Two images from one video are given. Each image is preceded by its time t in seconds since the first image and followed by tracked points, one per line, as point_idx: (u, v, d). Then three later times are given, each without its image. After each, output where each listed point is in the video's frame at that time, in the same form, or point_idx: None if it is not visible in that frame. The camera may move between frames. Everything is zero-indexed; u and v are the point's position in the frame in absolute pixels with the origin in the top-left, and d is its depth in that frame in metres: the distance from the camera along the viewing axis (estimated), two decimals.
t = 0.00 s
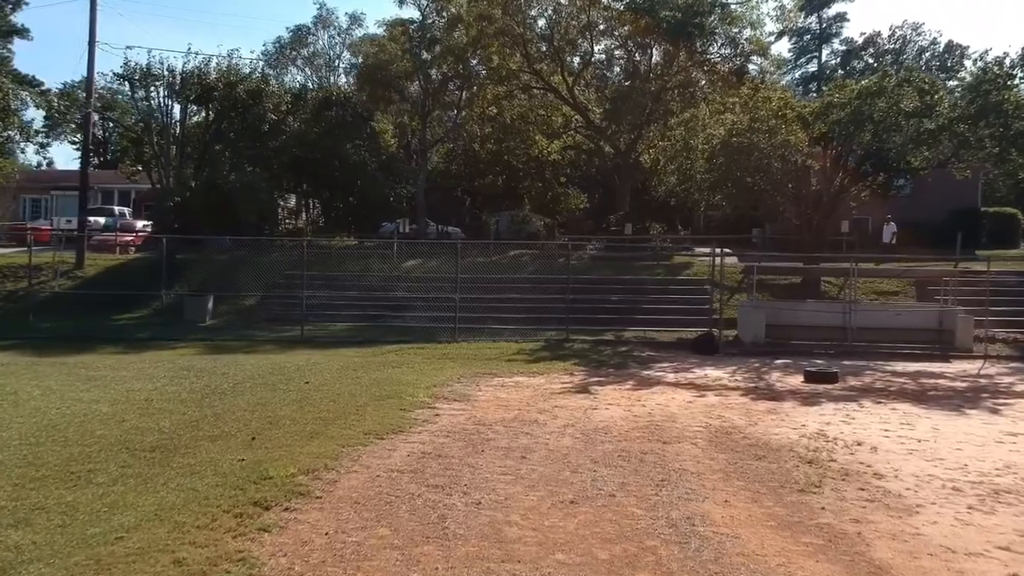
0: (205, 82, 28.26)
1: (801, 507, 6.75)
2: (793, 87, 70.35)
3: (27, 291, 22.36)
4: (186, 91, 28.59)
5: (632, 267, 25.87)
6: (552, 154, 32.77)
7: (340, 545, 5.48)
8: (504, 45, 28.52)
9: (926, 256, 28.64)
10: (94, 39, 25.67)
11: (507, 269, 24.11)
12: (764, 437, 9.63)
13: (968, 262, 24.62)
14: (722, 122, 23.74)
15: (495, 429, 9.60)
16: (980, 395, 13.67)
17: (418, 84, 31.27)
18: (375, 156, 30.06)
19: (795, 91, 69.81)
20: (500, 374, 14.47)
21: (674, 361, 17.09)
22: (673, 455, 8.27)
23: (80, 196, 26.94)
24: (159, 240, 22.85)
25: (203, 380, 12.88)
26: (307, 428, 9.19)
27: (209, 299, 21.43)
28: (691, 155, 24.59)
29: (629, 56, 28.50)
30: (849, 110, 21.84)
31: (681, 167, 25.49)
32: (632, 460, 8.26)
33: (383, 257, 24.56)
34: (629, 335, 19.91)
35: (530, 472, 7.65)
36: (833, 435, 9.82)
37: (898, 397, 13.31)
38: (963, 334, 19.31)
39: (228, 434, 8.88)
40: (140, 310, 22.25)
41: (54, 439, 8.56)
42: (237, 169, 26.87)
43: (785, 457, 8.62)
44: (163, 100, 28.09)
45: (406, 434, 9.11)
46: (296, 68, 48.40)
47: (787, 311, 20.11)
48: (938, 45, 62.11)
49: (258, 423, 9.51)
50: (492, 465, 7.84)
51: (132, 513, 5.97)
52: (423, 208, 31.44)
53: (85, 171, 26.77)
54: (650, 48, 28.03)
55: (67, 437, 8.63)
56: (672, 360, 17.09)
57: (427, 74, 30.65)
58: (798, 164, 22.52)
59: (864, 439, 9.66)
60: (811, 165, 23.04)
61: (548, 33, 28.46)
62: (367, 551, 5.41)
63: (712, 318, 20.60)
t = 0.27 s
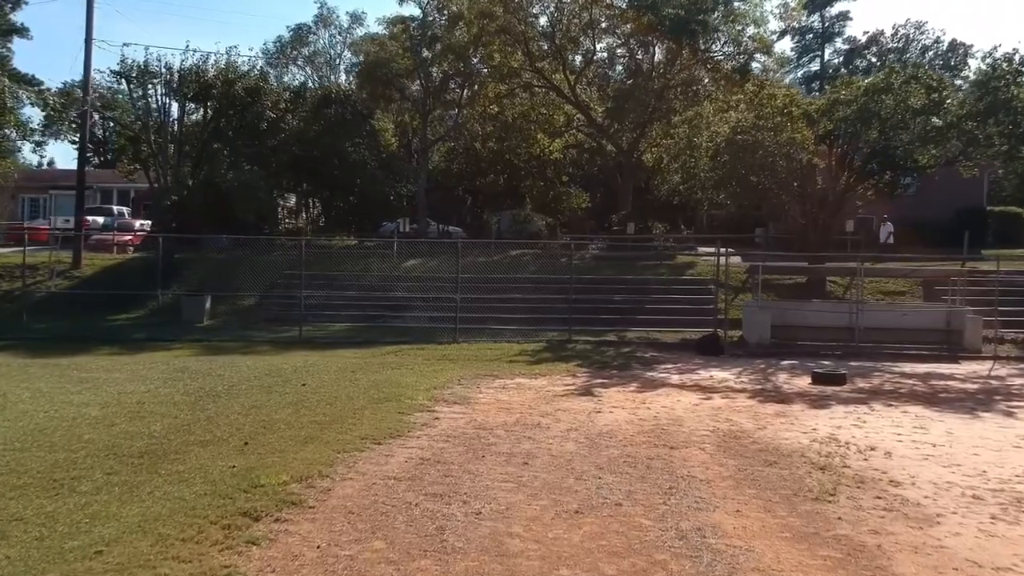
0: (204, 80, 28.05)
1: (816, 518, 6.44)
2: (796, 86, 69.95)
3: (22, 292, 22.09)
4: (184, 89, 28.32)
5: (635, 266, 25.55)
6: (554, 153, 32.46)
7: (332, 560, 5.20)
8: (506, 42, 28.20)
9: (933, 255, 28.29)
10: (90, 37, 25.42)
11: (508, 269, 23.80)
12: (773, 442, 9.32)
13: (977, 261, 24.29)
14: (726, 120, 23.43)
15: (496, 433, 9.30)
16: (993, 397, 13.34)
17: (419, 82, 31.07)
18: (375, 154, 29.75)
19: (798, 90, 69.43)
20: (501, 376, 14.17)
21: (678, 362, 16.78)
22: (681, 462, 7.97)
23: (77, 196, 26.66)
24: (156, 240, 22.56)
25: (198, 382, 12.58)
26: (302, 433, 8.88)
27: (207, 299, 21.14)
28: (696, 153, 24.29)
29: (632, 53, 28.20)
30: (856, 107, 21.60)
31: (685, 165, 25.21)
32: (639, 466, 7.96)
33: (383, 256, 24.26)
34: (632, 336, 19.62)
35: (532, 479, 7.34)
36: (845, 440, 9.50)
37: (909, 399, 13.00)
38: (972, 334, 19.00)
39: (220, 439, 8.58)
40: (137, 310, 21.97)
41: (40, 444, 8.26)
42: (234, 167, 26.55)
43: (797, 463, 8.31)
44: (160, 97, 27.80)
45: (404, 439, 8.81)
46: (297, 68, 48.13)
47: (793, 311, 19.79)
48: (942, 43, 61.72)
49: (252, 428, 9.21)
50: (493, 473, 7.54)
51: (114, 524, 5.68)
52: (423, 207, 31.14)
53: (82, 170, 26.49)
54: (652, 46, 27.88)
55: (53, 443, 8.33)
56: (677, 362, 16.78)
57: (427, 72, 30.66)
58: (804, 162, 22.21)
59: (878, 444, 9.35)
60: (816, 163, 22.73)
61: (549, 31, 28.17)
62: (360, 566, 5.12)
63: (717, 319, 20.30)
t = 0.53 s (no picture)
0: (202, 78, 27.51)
1: (835, 529, 6.14)
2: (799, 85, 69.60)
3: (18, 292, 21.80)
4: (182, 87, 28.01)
5: (638, 266, 25.25)
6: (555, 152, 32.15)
7: None
8: (508, 40, 27.88)
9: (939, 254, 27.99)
10: (87, 34, 25.12)
11: (510, 269, 23.50)
12: (785, 447, 9.02)
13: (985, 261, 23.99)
14: (731, 117, 23.11)
15: (498, 438, 9.00)
16: (1006, 400, 13.04)
17: (420, 81, 30.83)
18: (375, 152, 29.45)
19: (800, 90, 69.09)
20: (503, 378, 13.87)
21: (684, 363, 16.48)
22: (691, 469, 7.67)
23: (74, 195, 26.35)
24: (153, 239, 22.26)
25: (192, 385, 12.27)
26: (297, 439, 8.58)
27: (205, 299, 20.85)
28: (700, 151, 23.99)
29: (634, 51, 27.90)
30: (864, 104, 21.43)
31: (689, 163, 24.92)
32: (647, 473, 7.66)
33: (383, 256, 23.97)
34: (636, 336, 19.32)
35: (536, 487, 7.05)
36: (859, 445, 9.20)
37: (920, 402, 12.70)
38: (982, 335, 18.71)
39: (212, 445, 8.27)
40: (135, 311, 21.68)
41: (24, 450, 7.95)
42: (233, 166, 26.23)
43: (811, 469, 8.02)
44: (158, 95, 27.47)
45: (404, 444, 8.51)
46: (297, 67, 47.81)
47: (799, 312, 19.49)
48: (946, 42, 61.36)
49: (246, 433, 8.91)
50: (496, 481, 7.24)
51: (96, 538, 5.38)
52: (424, 207, 30.86)
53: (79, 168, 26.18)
54: (654, 44, 27.58)
55: (39, 449, 8.03)
56: (682, 363, 16.48)
57: (428, 69, 30.45)
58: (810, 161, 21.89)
59: (893, 449, 9.05)
60: (823, 161, 22.43)
61: (551, 28, 27.88)
62: None
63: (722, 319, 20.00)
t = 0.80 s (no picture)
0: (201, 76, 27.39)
1: (856, 543, 5.84)
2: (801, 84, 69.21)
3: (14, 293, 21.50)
4: (180, 85, 27.74)
5: (641, 266, 24.93)
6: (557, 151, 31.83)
7: None
8: (510, 38, 27.57)
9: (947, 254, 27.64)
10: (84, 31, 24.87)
11: (512, 269, 23.19)
12: (797, 453, 8.71)
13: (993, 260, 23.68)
14: (735, 116, 22.81)
15: (501, 444, 8.70)
16: (1020, 403, 12.74)
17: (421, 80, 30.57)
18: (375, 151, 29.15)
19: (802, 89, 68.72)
20: (506, 380, 13.56)
21: (690, 365, 16.17)
22: (702, 478, 7.36)
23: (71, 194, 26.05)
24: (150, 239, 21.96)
25: (187, 388, 11.97)
26: (293, 445, 8.28)
27: (202, 300, 20.55)
28: (704, 149, 23.69)
29: (637, 50, 27.62)
30: (872, 102, 21.10)
31: (693, 161, 24.63)
32: (656, 482, 7.36)
33: (384, 256, 23.66)
34: (641, 338, 19.01)
35: (541, 498, 6.74)
36: (874, 451, 8.89)
37: (933, 405, 12.40)
38: (992, 336, 18.39)
39: (205, 452, 7.98)
40: (131, 311, 21.38)
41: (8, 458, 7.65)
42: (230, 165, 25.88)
43: (827, 477, 7.71)
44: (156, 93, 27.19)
45: (403, 451, 8.21)
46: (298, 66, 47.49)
47: (805, 312, 19.17)
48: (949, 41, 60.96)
49: (241, 439, 8.61)
50: (499, 491, 6.93)
51: (76, 554, 5.09)
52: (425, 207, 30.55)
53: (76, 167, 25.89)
54: (657, 42, 27.36)
55: (25, 456, 7.73)
56: (687, 365, 16.17)
57: (428, 68, 30.16)
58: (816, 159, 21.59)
59: (909, 455, 8.74)
60: (829, 159, 22.12)
61: (553, 26, 27.58)
62: None
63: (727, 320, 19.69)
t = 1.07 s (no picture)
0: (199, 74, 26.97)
1: (880, 559, 5.54)
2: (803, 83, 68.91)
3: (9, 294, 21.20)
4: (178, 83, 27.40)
5: (644, 266, 24.63)
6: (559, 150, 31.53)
7: None
8: (511, 36, 27.26)
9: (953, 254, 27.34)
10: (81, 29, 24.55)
11: (513, 269, 22.89)
12: (811, 460, 8.42)
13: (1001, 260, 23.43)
14: (740, 114, 22.52)
15: (505, 452, 8.39)
16: None
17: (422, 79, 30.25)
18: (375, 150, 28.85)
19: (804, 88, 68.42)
20: (508, 383, 13.26)
21: (695, 367, 15.87)
22: (714, 488, 7.06)
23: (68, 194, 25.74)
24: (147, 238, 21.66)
25: (182, 391, 11.67)
26: (288, 452, 7.97)
27: (200, 301, 20.25)
28: (709, 148, 23.37)
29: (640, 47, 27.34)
30: (879, 99, 21.22)
31: (697, 160, 24.33)
32: (666, 491, 7.06)
33: (384, 256, 23.36)
34: (645, 339, 18.71)
35: (547, 509, 6.44)
36: (890, 458, 8.58)
37: (946, 408, 12.10)
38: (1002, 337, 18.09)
39: (197, 460, 7.67)
40: (128, 312, 21.08)
41: None
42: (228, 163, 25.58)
43: (844, 487, 7.41)
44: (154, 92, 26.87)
45: (403, 459, 7.91)
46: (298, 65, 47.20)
47: (812, 313, 18.87)
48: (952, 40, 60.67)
49: (235, 446, 8.30)
50: (501, 502, 6.64)
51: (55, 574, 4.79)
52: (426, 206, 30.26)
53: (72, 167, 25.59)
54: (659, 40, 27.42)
55: (9, 465, 7.43)
56: (693, 367, 15.87)
57: (429, 67, 29.81)
58: (822, 158, 21.31)
59: (928, 463, 8.44)
60: (836, 158, 21.81)
61: (555, 25, 27.30)
62: None
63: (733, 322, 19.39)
